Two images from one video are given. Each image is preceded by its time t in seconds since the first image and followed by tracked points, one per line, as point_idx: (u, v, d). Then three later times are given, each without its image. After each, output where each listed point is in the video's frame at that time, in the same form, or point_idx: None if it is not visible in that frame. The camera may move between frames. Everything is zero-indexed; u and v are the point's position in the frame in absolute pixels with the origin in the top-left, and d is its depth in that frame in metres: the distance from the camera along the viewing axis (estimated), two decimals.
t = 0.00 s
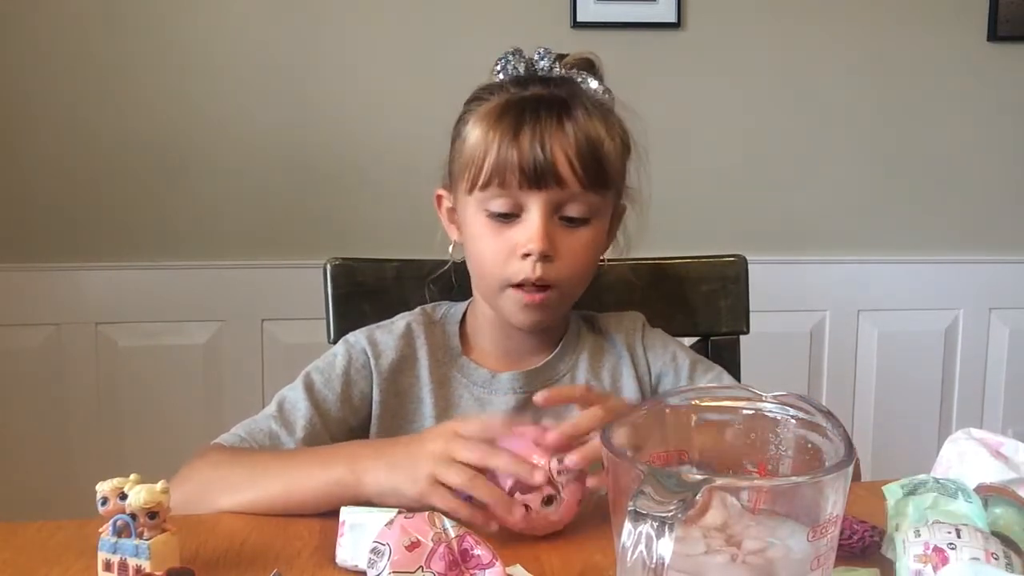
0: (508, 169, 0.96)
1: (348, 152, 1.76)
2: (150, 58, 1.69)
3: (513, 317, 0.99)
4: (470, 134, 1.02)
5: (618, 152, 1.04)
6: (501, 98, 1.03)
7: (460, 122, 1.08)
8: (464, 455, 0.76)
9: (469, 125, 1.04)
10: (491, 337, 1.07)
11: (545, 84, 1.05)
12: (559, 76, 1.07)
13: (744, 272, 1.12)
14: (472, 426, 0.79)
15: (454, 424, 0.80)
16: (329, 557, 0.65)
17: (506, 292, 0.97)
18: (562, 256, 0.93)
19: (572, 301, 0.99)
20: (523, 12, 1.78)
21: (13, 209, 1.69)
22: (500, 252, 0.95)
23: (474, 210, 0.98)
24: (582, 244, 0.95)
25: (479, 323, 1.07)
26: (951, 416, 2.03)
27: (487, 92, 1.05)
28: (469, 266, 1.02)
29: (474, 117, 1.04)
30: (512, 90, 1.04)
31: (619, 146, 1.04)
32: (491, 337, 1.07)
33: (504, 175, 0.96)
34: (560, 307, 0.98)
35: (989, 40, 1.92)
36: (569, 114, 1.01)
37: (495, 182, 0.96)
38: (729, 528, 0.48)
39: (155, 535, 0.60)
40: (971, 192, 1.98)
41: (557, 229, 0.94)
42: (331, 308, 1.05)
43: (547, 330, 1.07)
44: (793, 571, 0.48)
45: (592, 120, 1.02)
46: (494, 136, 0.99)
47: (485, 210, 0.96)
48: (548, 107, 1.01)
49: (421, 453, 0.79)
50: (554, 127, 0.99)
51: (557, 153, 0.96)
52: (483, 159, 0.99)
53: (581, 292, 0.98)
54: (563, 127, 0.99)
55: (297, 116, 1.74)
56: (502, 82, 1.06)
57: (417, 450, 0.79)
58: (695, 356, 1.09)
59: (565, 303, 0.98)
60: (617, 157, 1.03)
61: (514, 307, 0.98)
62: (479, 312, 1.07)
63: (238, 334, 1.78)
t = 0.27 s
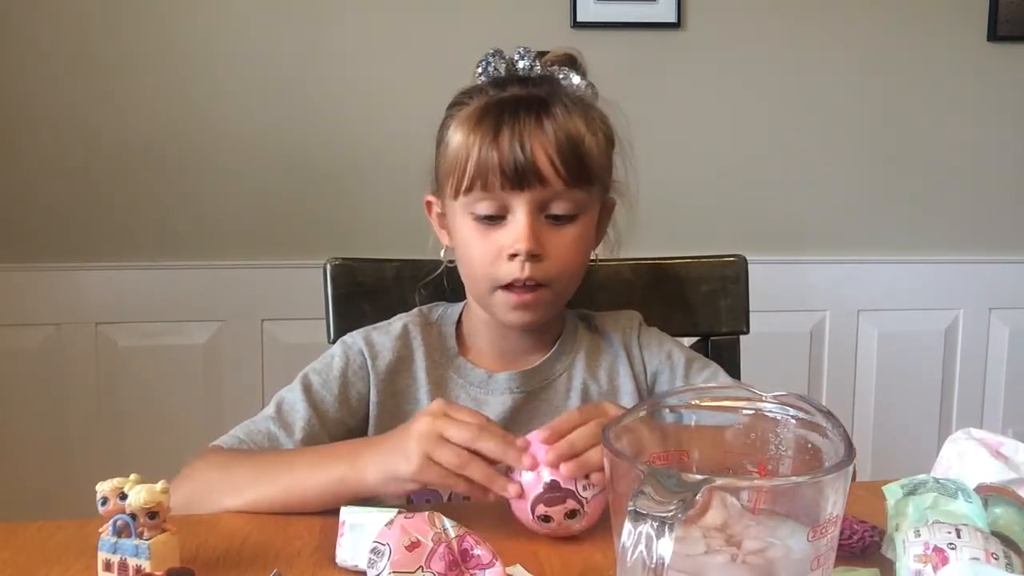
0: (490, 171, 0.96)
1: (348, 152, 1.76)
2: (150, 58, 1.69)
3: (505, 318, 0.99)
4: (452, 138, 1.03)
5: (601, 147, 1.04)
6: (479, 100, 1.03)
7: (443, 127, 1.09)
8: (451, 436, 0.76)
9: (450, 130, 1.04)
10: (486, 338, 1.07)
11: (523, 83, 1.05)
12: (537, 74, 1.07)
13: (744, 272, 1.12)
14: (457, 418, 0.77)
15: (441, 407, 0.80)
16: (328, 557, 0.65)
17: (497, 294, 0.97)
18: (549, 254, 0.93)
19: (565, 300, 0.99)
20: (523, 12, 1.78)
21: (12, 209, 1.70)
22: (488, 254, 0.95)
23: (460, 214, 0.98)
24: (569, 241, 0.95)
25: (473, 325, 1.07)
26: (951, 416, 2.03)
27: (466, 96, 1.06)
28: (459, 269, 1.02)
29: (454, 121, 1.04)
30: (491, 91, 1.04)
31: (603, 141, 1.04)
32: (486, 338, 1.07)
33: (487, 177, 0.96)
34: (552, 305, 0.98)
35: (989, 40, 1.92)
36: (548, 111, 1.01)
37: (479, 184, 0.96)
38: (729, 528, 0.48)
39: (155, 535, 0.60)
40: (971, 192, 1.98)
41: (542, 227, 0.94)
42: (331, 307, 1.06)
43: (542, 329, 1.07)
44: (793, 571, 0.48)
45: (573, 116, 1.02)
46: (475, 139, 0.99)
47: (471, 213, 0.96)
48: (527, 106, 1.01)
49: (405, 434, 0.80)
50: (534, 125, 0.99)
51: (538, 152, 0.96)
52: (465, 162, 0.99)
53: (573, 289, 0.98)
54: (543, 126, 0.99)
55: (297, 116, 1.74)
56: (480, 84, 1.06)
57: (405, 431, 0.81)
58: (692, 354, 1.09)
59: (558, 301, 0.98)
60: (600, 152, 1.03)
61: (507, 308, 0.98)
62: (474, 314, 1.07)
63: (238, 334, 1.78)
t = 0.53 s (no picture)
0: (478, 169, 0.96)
1: (348, 152, 1.76)
2: (150, 58, 1.69)
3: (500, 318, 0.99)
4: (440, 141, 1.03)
5: (591, 142, 1.04)
6: (466, 102, 1.04)
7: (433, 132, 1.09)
8: (460, 421, 0.77)
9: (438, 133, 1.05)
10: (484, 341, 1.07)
11: (509, 82, 1.05)
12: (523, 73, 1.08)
13: (744, 272, 1.12)
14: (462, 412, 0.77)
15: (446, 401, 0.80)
16: (328, 557, 0.65)
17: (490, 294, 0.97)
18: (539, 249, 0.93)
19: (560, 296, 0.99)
20: (523, 12, 1.78)
21: (12, 209, 1.69)
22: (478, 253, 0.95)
23: (451, 215, 0.98)
24: (559, 236, 0.95)
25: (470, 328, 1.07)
26: (951, 416, 2.03)
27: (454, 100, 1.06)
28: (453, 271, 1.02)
29: (442, 124, 1.04)
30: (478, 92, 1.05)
31: (592, 136, 1.04)
32: (483, 341, 1.07)
33: (475, 175, 0.96)
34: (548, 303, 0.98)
35: (989, 40, 1.92)
36: (535, 108, 1.01)
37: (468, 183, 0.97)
38: (729, 529, 0.48)
39: (155, 535, 0.60)
40: (971, 193, 1.98)
41: (531, 222, 0.94)
42: (331, 306, 1.06)
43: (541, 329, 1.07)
44: (792, 571, 0.48)
45: (561, 112, 1.02)
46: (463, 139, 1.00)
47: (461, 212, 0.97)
48: (513, 105, 1.02)
49: (416, 431, 0.80)
50: (520, 122, 0.99)
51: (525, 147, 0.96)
52: (454, 162, 0.99)
53: (567, 285, 0.98)
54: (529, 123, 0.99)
55: (297, 116, 1.74)
56: (467, 87, 1.07)
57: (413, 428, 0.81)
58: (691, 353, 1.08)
59: (553, 298, 0.97)
60: (589, 147, 1.03)
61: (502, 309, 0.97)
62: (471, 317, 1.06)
63: (238, 334, 1.78)
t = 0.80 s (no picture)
0: (476, 163, 0.97)
1: (348, 152, 1.76)
2: (150, 57, 1.69)
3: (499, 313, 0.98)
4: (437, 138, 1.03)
5: (587, 139, 1.04)
6: (462, 98, 1.04)
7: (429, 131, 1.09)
8: (467, 413, 0.77)
9: (434, 130, 1.05)
10: (483, 339, 1.07)
11: (504, 79, 1.06)
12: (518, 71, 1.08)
13: (744, 271, 1.12)
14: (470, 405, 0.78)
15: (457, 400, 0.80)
16: (327, 557, 0.65)
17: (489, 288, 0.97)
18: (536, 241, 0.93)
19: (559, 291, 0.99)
20: (523, 11, 1.78)
21: (11, 209, 1.69)
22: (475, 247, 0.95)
23: (448, 210, 0.98)
24: (557, 228, 0.95)
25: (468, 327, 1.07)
26: (951, 416, 2.03)
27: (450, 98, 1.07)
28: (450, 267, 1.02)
29: (439, 121, 1.05)
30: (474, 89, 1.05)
31: (588, 132, 1.05)
32: (482, 339, 1.07)
33: (472, 169, 0.97)
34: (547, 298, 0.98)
35: (989, 40, 1.92)
36: (531, 103, 1.02)
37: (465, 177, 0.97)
38: (729, 529, 0.48)
39: (155, 535, 0.60)
40: (971, 193, 1.98)
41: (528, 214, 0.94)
42: (331, 307, 1.06)
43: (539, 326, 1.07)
44: (792, 571, 0.48)
45: (557, 108, 1.02)
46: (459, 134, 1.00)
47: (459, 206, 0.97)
48: (509, 100, 1.02)
49: (428, 425, 0.80)
50: (516, 117, 0.99)
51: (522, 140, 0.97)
52: (450, 157, 0.99)
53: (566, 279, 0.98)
54: (526, 117, 1.00)
55: (297, 116, 1.74)
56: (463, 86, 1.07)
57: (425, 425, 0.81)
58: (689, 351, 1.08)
59: (553, 293, 0.97)
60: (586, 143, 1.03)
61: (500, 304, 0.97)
62: (469, 317, 1.07)
63: (238, 334, 1.78)
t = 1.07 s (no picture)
0: (479, 162, 0.97)
1: (348, 152, 1.76)
2: (150, 57, 1.69)
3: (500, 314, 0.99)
4: (439, 137, 1.03)
5: (590, 139, 1.04)
6: (465, 98, 1.04)
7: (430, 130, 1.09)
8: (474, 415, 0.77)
9: (436, 130, 1.05)
10: (484, 340, 1.07)
11: (507, 79, 1.06)
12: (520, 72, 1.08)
13: (744, 271, 1.12)
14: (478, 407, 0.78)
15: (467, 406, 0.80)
16: (327, 557, 0.65)
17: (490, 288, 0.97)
18: (540, 241, 0.93)
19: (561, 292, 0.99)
20: (523, 11, 1.78)
21: (11, 209, 1.69)
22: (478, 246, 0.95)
23: (450, 210, 0.98)
24: (559, 228, 0.95)
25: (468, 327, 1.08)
26: (951, 416, 2.03)
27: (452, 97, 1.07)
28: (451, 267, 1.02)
29: (441, 121, 1.05)
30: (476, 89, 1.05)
31: (591, 133, 1.05)
32: (483, 339, 1.07)
33: (475, 168, 0.97)
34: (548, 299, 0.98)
35: (989, 40, 1.92)
36: (534, 103, 1.02)
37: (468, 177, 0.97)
38: (729, 528, 0.48)
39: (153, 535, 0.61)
40: (970, 193, 1.98)
41: (530, 214, 0.94)
42: (331, 306, 1.05)
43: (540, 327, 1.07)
44: (792, 571, 0.48)
45: (560, 108, 1.02)
46: (462, 133, 1.00)
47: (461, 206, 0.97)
48: (512, 100, 1.02)
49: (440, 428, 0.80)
50: (519, 116, 0.99)
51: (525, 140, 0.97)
52: (452, 156, 0.99)
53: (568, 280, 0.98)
54: (529, 117, 1.00)
55: (297, 116, 1.74)
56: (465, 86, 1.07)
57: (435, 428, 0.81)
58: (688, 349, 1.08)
59: (554, 293, 0.97)
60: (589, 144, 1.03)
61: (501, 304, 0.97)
62: (469, 317, 1.07)
63: (238, 334, 1.78)
